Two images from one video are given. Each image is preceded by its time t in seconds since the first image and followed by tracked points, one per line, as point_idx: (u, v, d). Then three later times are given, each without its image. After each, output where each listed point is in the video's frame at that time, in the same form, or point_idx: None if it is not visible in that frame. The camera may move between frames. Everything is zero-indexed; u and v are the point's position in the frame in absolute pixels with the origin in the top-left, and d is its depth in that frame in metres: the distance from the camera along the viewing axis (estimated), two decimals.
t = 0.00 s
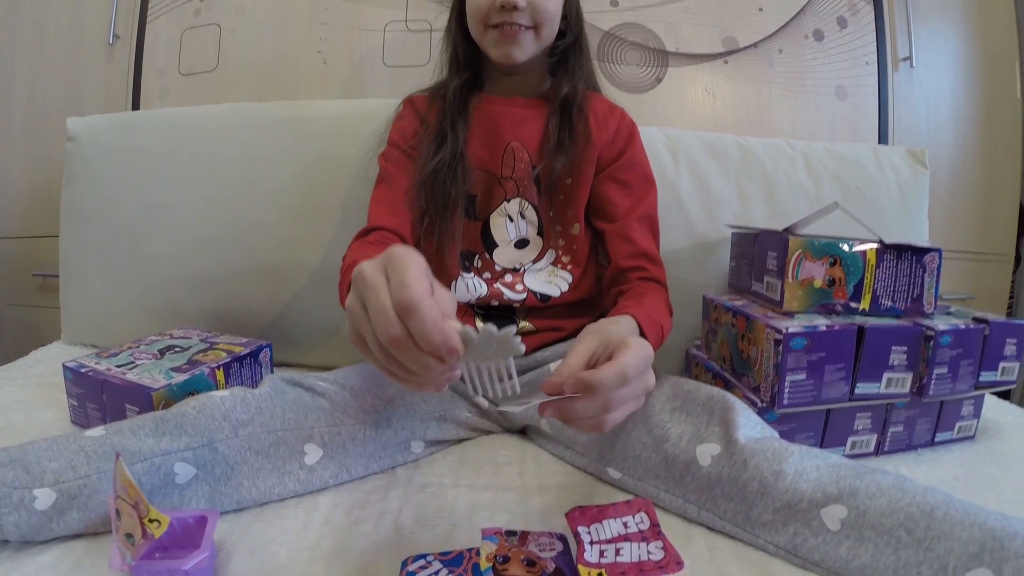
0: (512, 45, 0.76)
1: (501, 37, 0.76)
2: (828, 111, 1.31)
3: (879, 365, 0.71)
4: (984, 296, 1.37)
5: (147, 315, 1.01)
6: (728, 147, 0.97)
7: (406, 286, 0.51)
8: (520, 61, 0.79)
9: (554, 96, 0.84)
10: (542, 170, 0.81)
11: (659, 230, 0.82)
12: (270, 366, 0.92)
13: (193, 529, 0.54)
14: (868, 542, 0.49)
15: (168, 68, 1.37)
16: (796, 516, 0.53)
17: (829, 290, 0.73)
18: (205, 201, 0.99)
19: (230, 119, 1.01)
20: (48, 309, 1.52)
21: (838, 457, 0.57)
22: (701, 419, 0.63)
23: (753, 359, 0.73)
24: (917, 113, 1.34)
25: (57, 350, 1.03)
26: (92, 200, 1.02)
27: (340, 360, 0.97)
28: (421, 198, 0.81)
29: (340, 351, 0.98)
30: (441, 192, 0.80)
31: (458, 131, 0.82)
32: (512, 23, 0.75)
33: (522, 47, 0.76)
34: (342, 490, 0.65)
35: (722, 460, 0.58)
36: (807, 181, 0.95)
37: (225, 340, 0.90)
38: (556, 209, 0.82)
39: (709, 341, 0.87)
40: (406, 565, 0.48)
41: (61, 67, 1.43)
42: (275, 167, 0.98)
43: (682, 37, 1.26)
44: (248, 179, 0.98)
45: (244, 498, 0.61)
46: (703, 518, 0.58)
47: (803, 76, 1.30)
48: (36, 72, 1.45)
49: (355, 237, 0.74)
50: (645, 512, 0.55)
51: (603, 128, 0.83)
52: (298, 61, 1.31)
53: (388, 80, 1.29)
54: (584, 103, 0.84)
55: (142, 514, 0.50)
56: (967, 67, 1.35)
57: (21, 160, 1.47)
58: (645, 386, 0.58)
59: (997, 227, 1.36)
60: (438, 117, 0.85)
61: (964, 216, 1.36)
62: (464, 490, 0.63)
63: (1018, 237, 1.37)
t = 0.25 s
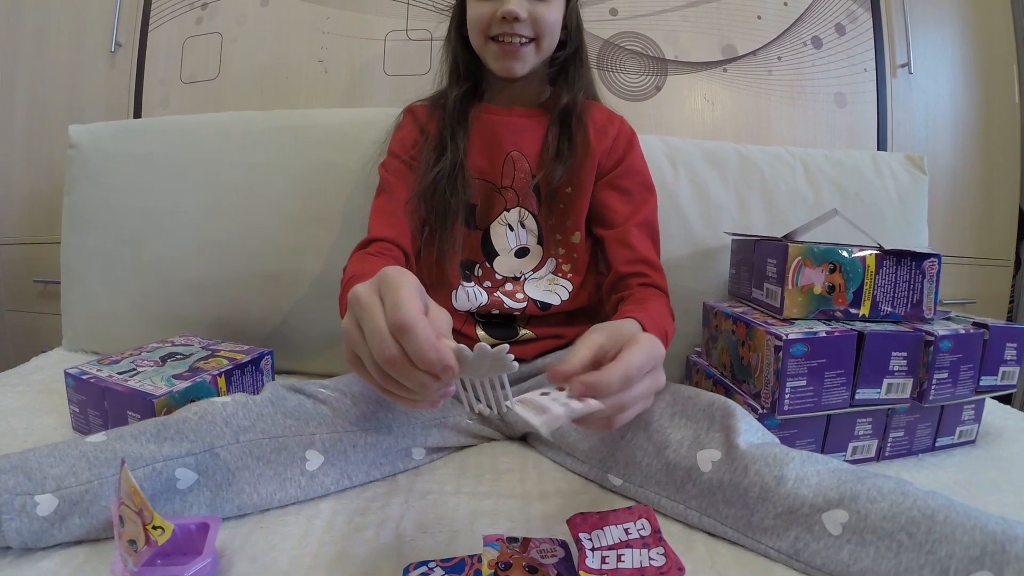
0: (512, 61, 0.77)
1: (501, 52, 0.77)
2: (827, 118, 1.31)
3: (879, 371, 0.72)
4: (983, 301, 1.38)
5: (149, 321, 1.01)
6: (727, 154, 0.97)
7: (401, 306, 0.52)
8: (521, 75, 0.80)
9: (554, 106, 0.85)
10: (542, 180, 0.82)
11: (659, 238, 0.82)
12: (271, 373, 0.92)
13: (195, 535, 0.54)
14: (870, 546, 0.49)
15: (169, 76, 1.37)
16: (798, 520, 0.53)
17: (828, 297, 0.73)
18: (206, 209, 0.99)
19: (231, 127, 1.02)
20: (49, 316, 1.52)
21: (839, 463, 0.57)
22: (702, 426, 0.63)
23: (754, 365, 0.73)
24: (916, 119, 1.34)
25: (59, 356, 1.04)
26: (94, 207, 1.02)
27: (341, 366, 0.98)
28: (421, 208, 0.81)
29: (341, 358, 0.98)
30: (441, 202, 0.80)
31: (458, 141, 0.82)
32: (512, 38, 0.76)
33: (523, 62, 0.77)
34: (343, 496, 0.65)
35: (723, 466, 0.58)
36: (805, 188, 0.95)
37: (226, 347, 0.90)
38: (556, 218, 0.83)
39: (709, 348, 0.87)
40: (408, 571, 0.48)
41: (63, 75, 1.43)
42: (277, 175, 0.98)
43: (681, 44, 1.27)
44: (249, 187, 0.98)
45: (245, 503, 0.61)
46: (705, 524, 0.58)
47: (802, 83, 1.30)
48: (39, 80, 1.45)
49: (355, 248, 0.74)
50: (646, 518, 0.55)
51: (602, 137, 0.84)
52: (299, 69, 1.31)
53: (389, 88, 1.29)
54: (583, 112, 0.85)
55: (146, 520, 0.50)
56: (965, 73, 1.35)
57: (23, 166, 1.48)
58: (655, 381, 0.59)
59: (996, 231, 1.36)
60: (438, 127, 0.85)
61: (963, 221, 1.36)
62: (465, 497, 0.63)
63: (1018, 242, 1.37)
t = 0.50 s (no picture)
0: (515, 60, 0.77)
1: (503, 52, 0.77)
2: (827, 117, 1.31)
3: (880, 368, 0.72)
4: (984, 300, 1.38)
5: (149, 320, 1.01)
6: (728, 152, 0.97)
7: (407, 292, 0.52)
8: (522, 74, 0.80)
9: (555, 104, 0.85)
10: (543, 178, 0.82)
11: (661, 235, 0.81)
12: (272, 371, 0.92)
13: (194, 532, 0.55)
14: (875, 534, 0.49)
15: (170, 75, 1.37)
16: (804, 510, 0.53)
17: (830, 294, 0.73)
18: (207, 207, 0.99)
19: (232, 125, 1.02)
20: (49, 315, 1.52)
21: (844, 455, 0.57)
22: (707, 420, 0.62)
23: (755, 363, 0.73)
24: (917, 119, 1.34)
25: (58, 355, 1.03)
26: (95, 206, 1.02)
27: (342, 365, 0.97)
28: (421, 206, 0.81)
29: (342, 356, 0.98)
30: (441, 202, 0.80)
31: (458, 140, 0.82)
32: (514, 37, 0.76)
33: (525, 62, 0.77)
34: (344, 494, 0.65)
35: (729, 457, 0.58)
36: (807, 186, 0.95)
37: (227, 345, 0.90)
38: (557, 217, 0.83)
39: (711, 346, 0.87)
40: (409, 568, 0.48)
41: (64, 73, 1.43)
42: (277, 174, 0.98)
43: (682, 43, 1.27)
44: (250, 185, 0.98)
45: (244, 497, 0.61)
46: (709, 517, 0.57)
47: (803, 83, 1.30)
48: (39, 78, 1.45)
49: (355, 248, 0.73)
50: (648, 515, 0.54)
51: (603, 135, 0.84)
52: (300, 68, 1.31)
53: (390, 87, 1.29)
54: (585, 111, 0.85)
55: (146, 517, 0.50)
56: (966, 72, 1.35)
57: (23, 165, 1.48)
58: (668, 362, 0.59)
59: (996, 231, 1.36)
60: (438, 126, 0.85)
61: (963, 221, 1.36)
62: (466, 495, 0.63)
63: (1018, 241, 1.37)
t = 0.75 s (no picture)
0: (517, 59, 0.77)
1: (506, 51, 0.77)
2: (827, 116, 1.31)
3: (882, 367, 0.72)
4: (984, 299, 1.38)
5: (149, 321, 1.01)
6: (728, 152, 0.97)
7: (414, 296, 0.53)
8: (525, 74, 0.80)
9: (557, 106, 0.85)
10: (544, 183, 0.82)
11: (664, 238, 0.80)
12: (272, 372, 0.92)
13: (196, 533, 0.54)
14: (879, 526, 0.49)
15: (170, 75, 1.37)
16: (808, 503, 0.53)
17: (830, 294, 0.73)
18: (206, 207, 0.99)
19: (231, 126, 1.02)
20: (49, 316, 1.52)
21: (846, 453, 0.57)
22: (709, 418, 0.63)
23: (756, 363, 0.73)
24: (917, 118, 1.34)
25: (58, 356, 1.03)
26: (95, 207, 1.02)
27: (342, 366, 0.97)
28: (422, 212, 0.81)
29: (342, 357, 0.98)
30: (441, 207, 0.81)
31: (459, 143, 0.82)
32: (517, 37, 0.76)
33: (527, 61, 0.77)
34: (345, 494, 0.65)
35: (733, 451, 0.58)
36: (807, 186, 0.95)
37: (227, 345, 0.90)
38: (559, 220, 0.83)
39: (712, 346, 0.87)
40: (410, 568, 0.47)
41: (64, 74, 1.43)
42: (277, 175, 0.98)
43: (681, 43, 1.27)
44: (250, 186, 0.98)
45: (244, 495, 0.61)
46: (713, 511, 0.57)
47: (803, 82, 1.30)
48: (39, 79, 1.45)
49: (353, 257, 0.72)
50: (650, 515, 0.55)
51: (605, 139, 0.84)
52: (300, 69, 1.31)
53: (390, 88, 1.29)
54: (587, 114, 0.84)
55: (149, 519, 0.50)
56: (966, 71, 1.35)
57: (23, 166, 1.48)
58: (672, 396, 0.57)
59: (996, 230, 1.36)
60: (439, 128, 0.85)
61: (964, 220, 1.36)
62: (467, 495, 0.63)
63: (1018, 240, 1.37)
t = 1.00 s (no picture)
0: (519, 62, 0.77)
1: (508, 53, 0.77)
2: (826, 115, 1.31)
3: (881, 365, 0.72)
4: (983, 297, 1.38)
5: (149, 321, 1.01)
6: (727, 151, 0.97)
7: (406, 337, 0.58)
8: (527, 75, 0.80)
9: (560, 109, 0.85)
10: (545, 188, 0.81)
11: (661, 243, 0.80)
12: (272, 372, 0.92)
13: (195, 533, 0.54)
14: (877, 529, 0.49)
15: (169, 76, 1.37)
16: (806, 505, 0.52)
17: (830, 292, 0.73)
18: (205, 208, 0.99)
19: (230, 127, 1.02)
20: (49, 317, 1.52)
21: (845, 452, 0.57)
22: (707, 417, 0.62)
23: (755, 361, 0.73)
24: (915, 116, 1.34)
25: (58, 357, 1.03)
26: (94, 208, 1.02)
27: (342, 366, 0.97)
28: (423, 216, 0.82)
29: (342, 357, 0.98)
30: (442, 212, 0.81)
31: (460, 146, 0.82)
32: (518, 39, 0.76)
33: (528, 63, 0.77)
34: (345, 494, 0.65)
35: (731, 451, 0.58)
36: (806, 184, 0.95)
37: (227, 346, 0.90)
38: (560, 225, 0.83)
39: (711, 345, 0.87)
40: (409, 568, 0.47)
41: (63, 76, 1.43)
42: (276, 175, 0.98)
43: (680, 42, 1.27)
44: (249, 186, 0.98)
45: (244, 493, 0.61)
46: (711, 512, 0.57)
47: (802, 81, 1.30)
48: (38, 81, 1.46)
49: (359, 268, 0.75)
50: (649, 513, 0.55)
51: (606, 143, 0.84)
52: (299, 69, 1.31)
53: (389, 88, 1.30)
54: (590, 117, 0.84)
55: (149, 519, 0.50)
56: (964, 69, 1.35)
57: (23, 168, 1.48)
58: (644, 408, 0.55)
59: (995, 228, 1.36)
60: (439, 129, 0.85)
61: (963, 218, 1.36)
62: (466, 495, 0.63)
63: (1017, 238, 1.37)
